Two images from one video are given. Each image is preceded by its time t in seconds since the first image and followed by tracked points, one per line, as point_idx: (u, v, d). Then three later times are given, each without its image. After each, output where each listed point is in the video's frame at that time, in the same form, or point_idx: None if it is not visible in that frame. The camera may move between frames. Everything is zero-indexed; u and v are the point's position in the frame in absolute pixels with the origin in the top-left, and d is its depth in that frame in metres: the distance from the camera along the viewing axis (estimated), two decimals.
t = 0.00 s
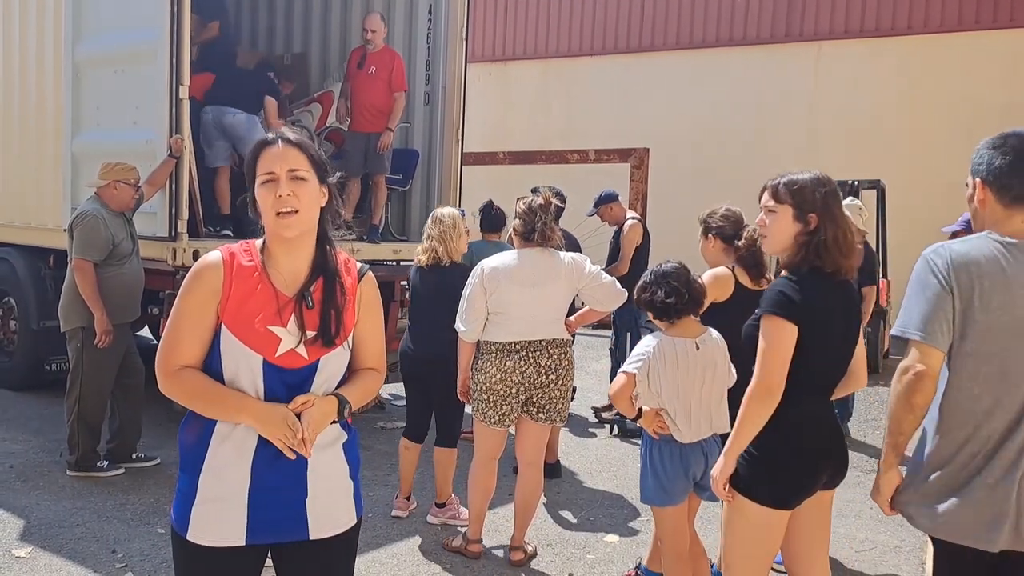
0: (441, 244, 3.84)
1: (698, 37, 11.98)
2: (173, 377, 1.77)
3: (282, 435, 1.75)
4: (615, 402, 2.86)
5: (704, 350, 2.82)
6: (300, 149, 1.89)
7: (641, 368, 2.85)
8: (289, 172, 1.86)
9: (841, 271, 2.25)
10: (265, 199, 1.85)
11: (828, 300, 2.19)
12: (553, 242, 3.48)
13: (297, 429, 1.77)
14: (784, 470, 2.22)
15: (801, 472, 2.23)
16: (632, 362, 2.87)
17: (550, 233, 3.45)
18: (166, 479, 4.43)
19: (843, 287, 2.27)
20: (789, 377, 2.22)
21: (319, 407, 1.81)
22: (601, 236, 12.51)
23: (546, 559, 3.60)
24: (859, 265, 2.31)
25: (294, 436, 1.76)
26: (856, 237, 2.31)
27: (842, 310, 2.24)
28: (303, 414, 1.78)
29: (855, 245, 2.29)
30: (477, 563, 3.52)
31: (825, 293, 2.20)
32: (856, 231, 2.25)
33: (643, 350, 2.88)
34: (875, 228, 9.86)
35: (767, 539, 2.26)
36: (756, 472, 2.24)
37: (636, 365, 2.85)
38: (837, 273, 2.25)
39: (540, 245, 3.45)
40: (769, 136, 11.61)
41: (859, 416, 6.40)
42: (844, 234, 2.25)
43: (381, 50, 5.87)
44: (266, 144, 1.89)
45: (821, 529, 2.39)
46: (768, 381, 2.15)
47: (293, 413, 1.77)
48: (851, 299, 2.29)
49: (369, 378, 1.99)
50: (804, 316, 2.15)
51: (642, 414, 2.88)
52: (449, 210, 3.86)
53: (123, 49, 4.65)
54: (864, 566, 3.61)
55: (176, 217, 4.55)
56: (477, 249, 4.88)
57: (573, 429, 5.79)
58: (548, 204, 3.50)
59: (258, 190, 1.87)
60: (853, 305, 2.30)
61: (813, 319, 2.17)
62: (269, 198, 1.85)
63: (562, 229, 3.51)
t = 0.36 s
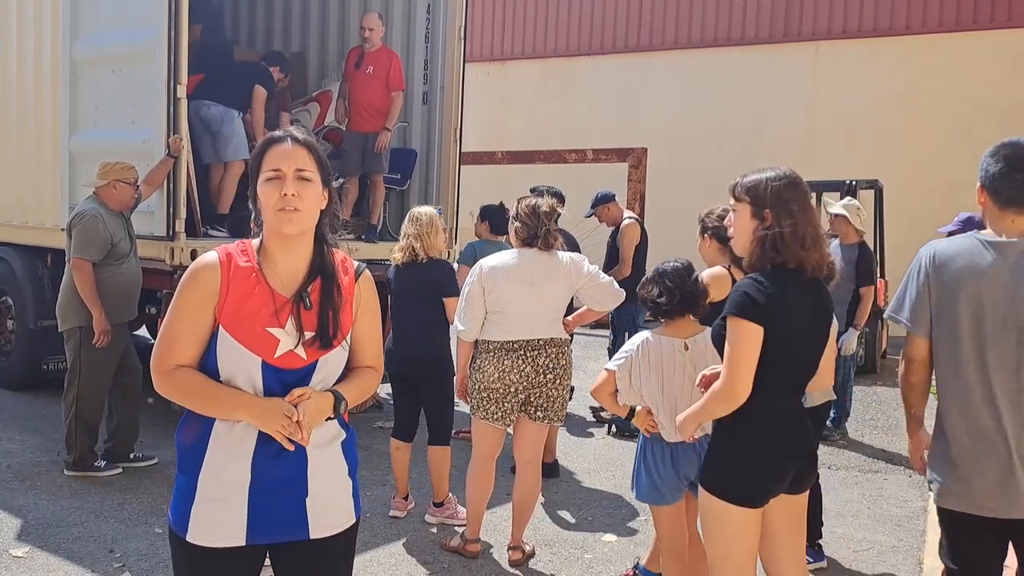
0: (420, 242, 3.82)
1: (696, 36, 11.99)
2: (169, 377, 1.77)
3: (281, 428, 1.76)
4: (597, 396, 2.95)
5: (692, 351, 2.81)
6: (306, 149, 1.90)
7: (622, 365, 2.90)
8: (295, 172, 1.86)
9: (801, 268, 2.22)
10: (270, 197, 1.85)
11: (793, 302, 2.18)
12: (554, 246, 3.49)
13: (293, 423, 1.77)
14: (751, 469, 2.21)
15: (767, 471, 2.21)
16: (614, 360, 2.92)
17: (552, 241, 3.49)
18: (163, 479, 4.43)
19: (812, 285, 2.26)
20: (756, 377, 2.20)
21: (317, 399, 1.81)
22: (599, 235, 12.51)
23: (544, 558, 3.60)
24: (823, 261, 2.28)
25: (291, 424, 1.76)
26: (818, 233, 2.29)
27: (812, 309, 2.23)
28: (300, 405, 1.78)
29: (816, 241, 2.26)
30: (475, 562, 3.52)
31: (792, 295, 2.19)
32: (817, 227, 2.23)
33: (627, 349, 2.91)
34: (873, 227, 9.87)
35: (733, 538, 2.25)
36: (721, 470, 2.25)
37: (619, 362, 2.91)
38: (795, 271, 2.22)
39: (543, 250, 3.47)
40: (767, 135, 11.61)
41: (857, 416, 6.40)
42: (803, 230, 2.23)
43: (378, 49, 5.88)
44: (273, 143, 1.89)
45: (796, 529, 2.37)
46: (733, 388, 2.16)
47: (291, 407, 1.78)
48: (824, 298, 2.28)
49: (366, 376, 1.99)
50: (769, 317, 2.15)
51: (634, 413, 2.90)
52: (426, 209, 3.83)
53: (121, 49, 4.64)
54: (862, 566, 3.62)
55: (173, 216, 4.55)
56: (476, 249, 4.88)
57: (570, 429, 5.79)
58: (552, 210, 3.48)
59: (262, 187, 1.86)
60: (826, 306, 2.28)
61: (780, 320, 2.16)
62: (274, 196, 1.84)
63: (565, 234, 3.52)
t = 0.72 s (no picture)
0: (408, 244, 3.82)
1: (693, 36, 12.00)
2: (164, 378, 1.77)
3: (279, 427, 1.76)
4: (592, 395, 2.97)
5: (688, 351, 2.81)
6: (308, 149, 1.90)
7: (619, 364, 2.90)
8: (296, 173, 1.86)
9: (756, 260, 2.20)
10: (269, 196, 1.84)
11: (749, 301, 2.17)
12: (550, 246, 3.49)
13: (292, 422, 1.77)
14: (723, 463, 2.22)
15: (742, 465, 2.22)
16: (611, 357, 2.92)
17: (547, 241, 3.48)
18: (160, 478, 4.43)
19: (778, 280, 2.24)
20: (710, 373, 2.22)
21: (315, 399, 1.81)
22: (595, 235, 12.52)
23: (541, 557, 3.61)
24: (788, 255, 2.24)
25: (289, 423, 1.77)
26: (785, 226, 2.26)
27: (778, 306, 2.22)
28: (298, 405, 1.78)
29: (777, 233, 2.24)
30: (471, 562, 3.52)
31: (750, 293, 2.18)
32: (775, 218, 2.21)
33: (624, 348, 2.90)
34: (870, 227, 9.88)
35: (710, 532, 2.27)
36: (696, 467, 2.28)
37: (614, 361, 2.91)
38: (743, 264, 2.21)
39: (538, 250, 3.47)
40: (764, 135, 11.62)
41: (853, 416, 6.42)
42: (758, 222, 2.22)
43: (375, 49, 5.87)
44: (274, 142, 1.88)
45: (778, 527, 2.36)
46: (689, 378, 2.19)
47: (288, 406, 1.78)
48: (798, 293, 2.28)
49: (361, 374, 2.00)
50: (722, 315, 2.16)
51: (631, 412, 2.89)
52: (417, 209, 3.82)
53: (118, 49, 4.63)
54: (858, 565, 3.63)
55: (170, 216, 4.55)
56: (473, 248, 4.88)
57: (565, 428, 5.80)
58: (548, 210, 3.47)
59: (261, 186, 1.86)
60: (793, 306, 2.25)
61: (736, 320, 2.16)
62: (274, 195, 1.84)
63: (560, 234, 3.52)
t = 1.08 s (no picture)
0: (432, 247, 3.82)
1: (691, 36, 12.01)
2: (170, 379, 1.76)
3: (288, 428, 1.76)
4: (607, 401, 2.90)
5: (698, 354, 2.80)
6: (312, 149, 1.89)
7: (633, 368, 2.86)
8: (301, 174, 1.86)
9: (723, 256, 2.24)
10: (274, 195, 1.84)
11: (730, 297, 2.18)
12: (547, 245, 3.49)
13: (301, 423, 1.77)
14: (715, 460, 2.23)
15: (734, 462, 2.22)
16: (624, 362, 2.88)
17: (544, 241, 3.48)
18: (157, 478, 4.42)
19: (762, 276, 2.24)
20: (694, 370, 2.23)
21: (322, 400, 1.82)
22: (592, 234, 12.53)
23: (538, 557, 3.61)
24: (763, 247, 2.22)
25: (299, 425, 1.77)
26: (762, 219, 2.25)
27: (766, 302, 2.21)
28: (306, 406, 1.79)
29: (750, 226, 2.23)
30: (469, 561, 3.52)
31: (730, 290, 2.19)
32: (745, 212, 2.22)
33: (635, 350, 2.88)
34: (867, 227, 9.89)
35: (703, 529, 2.27)
36: (690, 466, 2.29)
37: (627, 365, 2.87)
38: (718, 260, 2.24)
39: (534, 250, 3.47)
40: (760, 135, 11.64)
41: (850, 415, 6.44)
42: (726, 218, 2.25)
43: (372, 48, 5.87)
44: (277, 142, 1.88)
45: (772, 528, 2.36)
46: (674, 378, 2.22)
47: (296, 406, 1.78)
48: (789, 290, 2.28)
49: (365, 372, 2.00)
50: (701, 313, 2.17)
51: (635, 414, 2.88)
52: (430, 210, 3.83)
53: (116, 48, 4.62)
54: (855, 564, 3.64)
55: (167, 215, 4.55)
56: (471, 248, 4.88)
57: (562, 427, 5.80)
58: (543, 209, 3.47)
59: (265, 186, 1.86)
60: (779, 301, 2.24)
61: (717, 318, 2.17)
62: (278, 195, 1.84)
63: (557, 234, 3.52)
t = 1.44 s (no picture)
0: (444, 249, 3.84)
1: (690, 36, 12.01)
2: (175, 377, 1.77)
3: (291, 426, 1.76)
4: (611, 401, 2.86)
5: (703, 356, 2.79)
6: (328, 154, 1.89)
7: (640, 369, 2.86)
8: (319, 180, 1.86)
9: (736, 255, 2.27)
10: (289, 200, 1.83)
11: (738, 297, 2.21)
12: (546, 245, 3.49)
13: (304, 421, 1.77)
14: (725, 455, 2.27)
15: (745, 458, 2.25)
16: (632, 364, 2.88)
17: (543, 240, 3.48)
18: (156, 477, 4.42)
19: (774, 277, 2.26)
20: (710, 370, 2.27)
21: (326, 398, 1.81)
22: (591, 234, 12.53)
23: (538, 556, 3.62)
24: (777, 247, 2.24)
25: (302, 424, 1.77)
26: (774, 219, 2.27)
27: (781, 303, 2.24)
28: (310, 406, 1.79)
29: (762, 227, 2.26)
30: (468, 561, 3.52)
31: (738, 290, 2.22)
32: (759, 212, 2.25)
33: (644, 351, 2.89)
34: (866, 227, 9.90)
35: (709, 521, 2.32)
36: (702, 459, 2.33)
37: (636, 366, 2.87)
38: (733, 260, 2.28)
39: (533, 249, 3.47)
40: (760, 135, 11.65)
41: (849, 415, 6.44)
42: (739, 217, 2.28)
43: (373, 47, 5.87)
44: (294, 145, 1.87)
45: (783, 518, 2.39)
46: (692, 377, 2.26)
47: (300, 405, 1.78)
48: (805, 291, 2.31)
49: (371, 371, 2.00)
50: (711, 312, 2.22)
51: (639, 414, 2.89)
52: (439, 213, 3.83)
53: (116, 47, 4.61)
54: (853, 564, 3.64)
55: (167, 215, 4.54)
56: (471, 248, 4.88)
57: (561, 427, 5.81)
58: (542, 208, 3.48)
59: (280, 190, 1.84)
60: (790, 302, 2.26)
61: (728, 316, 2.21)
62: (296, 200, 1.83)
63: (556, 233, 3.52)
